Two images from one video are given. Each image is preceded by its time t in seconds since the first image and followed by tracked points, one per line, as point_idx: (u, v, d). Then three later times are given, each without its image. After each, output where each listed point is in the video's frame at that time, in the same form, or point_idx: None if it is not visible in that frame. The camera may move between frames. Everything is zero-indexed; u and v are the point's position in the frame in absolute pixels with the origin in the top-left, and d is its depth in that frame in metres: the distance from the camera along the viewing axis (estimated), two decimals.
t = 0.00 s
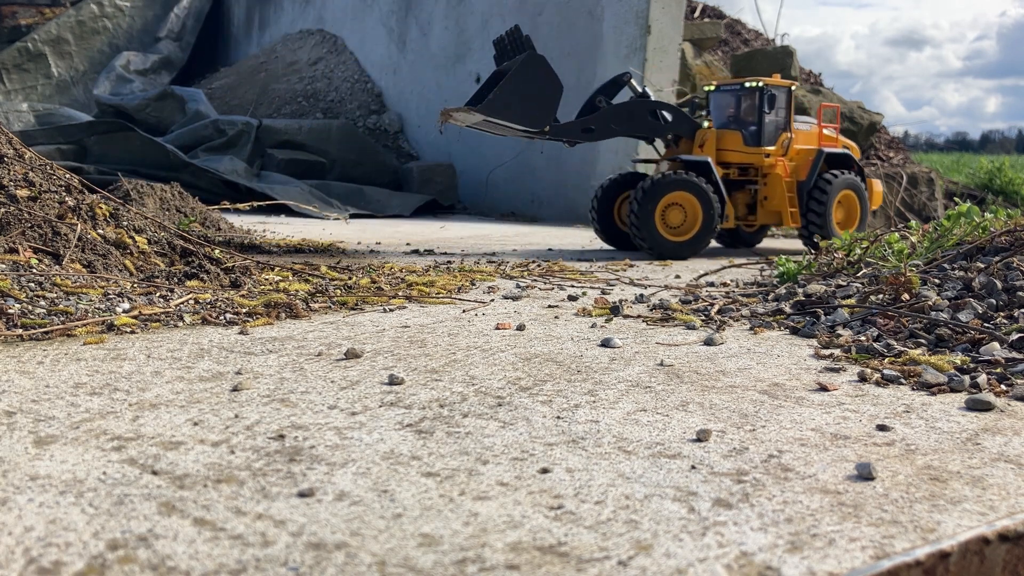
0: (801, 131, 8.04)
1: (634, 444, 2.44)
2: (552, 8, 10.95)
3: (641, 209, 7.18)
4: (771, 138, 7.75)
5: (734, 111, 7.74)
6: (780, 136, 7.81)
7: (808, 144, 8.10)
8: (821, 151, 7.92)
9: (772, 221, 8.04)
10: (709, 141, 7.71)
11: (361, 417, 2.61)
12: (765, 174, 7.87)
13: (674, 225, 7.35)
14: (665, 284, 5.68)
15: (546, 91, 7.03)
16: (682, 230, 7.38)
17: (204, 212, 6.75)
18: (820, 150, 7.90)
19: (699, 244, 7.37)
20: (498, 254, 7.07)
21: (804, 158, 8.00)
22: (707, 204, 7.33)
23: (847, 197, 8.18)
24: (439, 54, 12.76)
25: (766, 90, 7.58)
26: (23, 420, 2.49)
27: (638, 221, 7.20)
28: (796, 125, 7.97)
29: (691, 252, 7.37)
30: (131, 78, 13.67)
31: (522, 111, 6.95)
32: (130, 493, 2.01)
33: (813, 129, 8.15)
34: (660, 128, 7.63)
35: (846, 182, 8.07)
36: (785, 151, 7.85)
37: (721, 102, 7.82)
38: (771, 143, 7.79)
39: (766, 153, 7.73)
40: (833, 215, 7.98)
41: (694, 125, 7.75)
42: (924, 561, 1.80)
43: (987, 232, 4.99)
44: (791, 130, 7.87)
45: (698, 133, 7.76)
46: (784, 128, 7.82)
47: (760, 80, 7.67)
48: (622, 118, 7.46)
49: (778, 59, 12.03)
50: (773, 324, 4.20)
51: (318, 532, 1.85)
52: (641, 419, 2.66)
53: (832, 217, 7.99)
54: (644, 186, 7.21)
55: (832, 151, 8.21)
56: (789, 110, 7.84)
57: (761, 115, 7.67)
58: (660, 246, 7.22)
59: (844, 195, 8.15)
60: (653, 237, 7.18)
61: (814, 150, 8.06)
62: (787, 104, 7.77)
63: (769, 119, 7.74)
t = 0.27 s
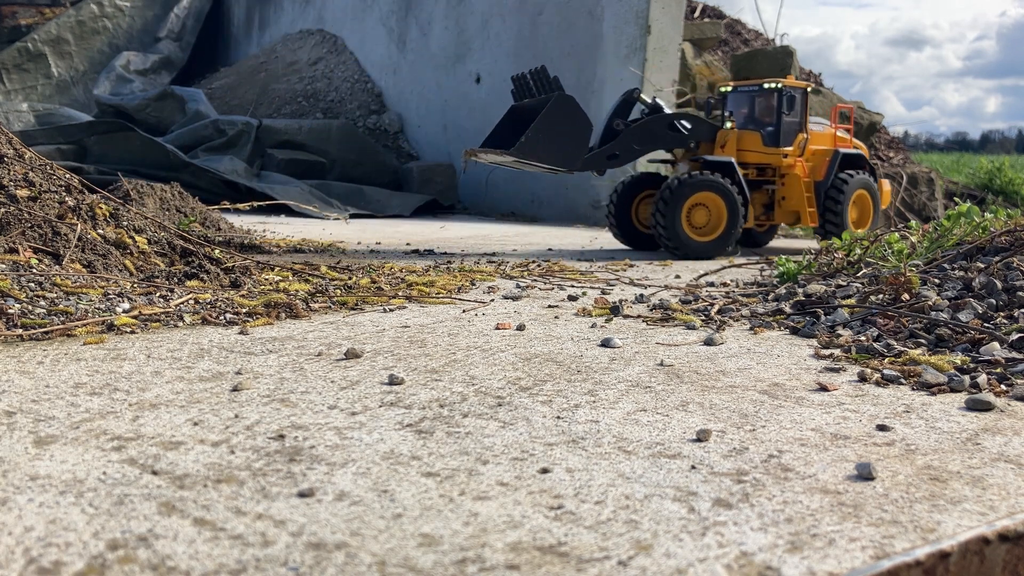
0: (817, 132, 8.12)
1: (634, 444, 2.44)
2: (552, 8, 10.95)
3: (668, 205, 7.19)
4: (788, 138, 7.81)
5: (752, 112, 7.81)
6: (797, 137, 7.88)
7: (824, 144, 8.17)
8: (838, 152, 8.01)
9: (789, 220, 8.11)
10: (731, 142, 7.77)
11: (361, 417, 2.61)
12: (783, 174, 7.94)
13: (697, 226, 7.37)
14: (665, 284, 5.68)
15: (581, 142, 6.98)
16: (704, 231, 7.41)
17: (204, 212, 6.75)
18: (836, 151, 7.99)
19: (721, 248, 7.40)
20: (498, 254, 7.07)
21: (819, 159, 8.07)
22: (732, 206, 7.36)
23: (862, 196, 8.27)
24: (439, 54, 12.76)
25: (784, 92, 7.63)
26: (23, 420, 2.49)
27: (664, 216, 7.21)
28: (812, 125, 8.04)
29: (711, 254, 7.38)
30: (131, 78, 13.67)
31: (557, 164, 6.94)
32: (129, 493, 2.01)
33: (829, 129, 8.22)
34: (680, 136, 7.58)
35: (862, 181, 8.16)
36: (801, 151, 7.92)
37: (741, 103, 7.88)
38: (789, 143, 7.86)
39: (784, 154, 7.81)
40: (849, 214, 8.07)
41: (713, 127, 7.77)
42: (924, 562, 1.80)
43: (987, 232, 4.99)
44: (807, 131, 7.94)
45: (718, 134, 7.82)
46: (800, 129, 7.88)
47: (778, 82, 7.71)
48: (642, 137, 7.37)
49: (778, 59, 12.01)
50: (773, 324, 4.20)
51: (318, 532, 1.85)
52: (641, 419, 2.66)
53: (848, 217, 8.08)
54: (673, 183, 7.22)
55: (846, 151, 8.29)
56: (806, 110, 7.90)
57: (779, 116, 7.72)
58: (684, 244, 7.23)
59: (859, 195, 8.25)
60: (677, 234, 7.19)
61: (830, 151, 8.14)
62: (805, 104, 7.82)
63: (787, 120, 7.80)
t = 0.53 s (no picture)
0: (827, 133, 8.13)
1: (634, 444, 2.44)
2: (552, 8, 10.95)
3: (689, 198, 7.19)
4: (800, 138, 7.82)
5: (762, 112, 7.82)
6: (808, 137, 7.89)
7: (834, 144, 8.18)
8: (848, 152, 8.03)
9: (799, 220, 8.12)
10: (744, 142, 7.71)
11: (361, 417, 2.61)
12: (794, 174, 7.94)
13: (713, 226, 7.39)
14: (665, 284, 5.68)
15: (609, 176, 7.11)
16: (717, 233, 7.43)
17: (204, 212, 6.75)
18: (846, 151, 8.01)
19: (731, 252, 7.40)
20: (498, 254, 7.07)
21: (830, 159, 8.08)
22: (751, 213, 7.39)
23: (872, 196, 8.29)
24: (439, 53, 12.77)
25: (795, 92, 7.66)
26: (23, 420, 2.49)
27: (682, 209, 7.21)
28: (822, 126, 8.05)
29: (725, 255, 7.37)
30: (131, 78, 13.67)
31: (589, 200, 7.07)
32: (130, 493, 2.01)
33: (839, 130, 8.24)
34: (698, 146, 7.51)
35: (871, 182, 8.18)
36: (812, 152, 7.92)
37: (752, 104, 7.88)
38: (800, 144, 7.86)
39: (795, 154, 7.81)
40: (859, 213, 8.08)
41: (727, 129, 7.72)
42: (924, 561, 1.80)
43: (987, 232, 4.99)
44: (818, 131, 7.95)
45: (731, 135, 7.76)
46: (812, 129, 7.90)
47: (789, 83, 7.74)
48: (659, 154, 7.35)
49: (778, 58, 11.99)
50: (773, 324, 4.20)
51: (318, 532, 1.85)
52: (641, 419, 2.66)
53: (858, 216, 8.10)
54: (697, 178, 7.24)
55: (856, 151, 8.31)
56: (817, 111, 7.91)
57: (790, 117, 7.75)
58: (697, 242, 7.23)
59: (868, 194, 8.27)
60: (692, 229, 7.19)
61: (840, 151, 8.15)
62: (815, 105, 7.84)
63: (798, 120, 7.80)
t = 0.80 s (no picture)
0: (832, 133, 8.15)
1: (634, 444, 2.44)
2: (552, 8, 10.96)
3: (701, 192, 7.18)
4: (806, 138, 7.82)
5: (767, 113, 7.81)
6: (814, 137, 7.89)
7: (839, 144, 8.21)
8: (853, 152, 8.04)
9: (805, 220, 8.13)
10: (752, 143, 7.73)
11: (361, 417, 2.61)
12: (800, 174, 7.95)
13: (718, 225, 7.39)
14: (665, 284, 5.68)
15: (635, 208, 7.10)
16: (722, 232, 7.44)
17: (204, 212, 6.76)
18: (851, 151, 8.02)
19: (734, 254, 7.41)
20: (498, 254, 7.06)
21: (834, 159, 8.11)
22: (759, 220, 7.42)
23: (876, 196, 8.33)
24: (439, 53, 12.77)
25: (801, 92, 7.62)
26: (23, 420, 2.49)
27: (692, 202, 7.20)
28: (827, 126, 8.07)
29: (728, 254, 7.37)
30: (131, 78, 13.67)
31: (620, 233, 7.06)
32: (130, 493, 2.01)
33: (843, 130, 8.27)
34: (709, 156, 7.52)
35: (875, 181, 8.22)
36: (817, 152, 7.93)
37: (757, 106, 7.87)
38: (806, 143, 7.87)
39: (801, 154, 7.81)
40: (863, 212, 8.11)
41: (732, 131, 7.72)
42: (924, 561, 1.80)
43: (987, 232, 4.99)
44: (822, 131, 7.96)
45: (737, 136, 7.78)
46: (817, 129, 7.90)
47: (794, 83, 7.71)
48: (671, 170, 7.43)
49: (778, 58, 12.00)
50: (773, 324, 4.20)
51: (318, 532, 1.85)
52: (641, 419, 2.66)
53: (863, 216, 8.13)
54: (711, 175, 7.25)
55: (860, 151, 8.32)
56: (822, 110, 7.91)
57: (796, 117, 7.73)
58: (703, 238, 7.21)
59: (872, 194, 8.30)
60: (700, 225, 7.18)
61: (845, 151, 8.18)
62: (820, 105, 7.85)
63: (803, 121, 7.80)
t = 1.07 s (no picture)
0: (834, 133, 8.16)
1: (634, 444, 2.44)
2: (552, 8, 10.95)
3: (703, 191, 7.15)
4: (807, 138, 7.83)
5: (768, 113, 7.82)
6: (815, 137, 7.90)
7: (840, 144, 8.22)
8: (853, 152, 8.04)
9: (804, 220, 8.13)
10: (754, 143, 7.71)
11: (361, 417, 2.61)
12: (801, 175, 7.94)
13: (718, 225, 7.38)
14: (665, 284, 5.68)
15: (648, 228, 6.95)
16: (720, 232, 7.44)
17: (204, 212, 6.76)
18: (852, 151, 8.02)
19: (732, 253, 7.41)
20: (499, 254, 7.06)
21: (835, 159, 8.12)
22: (757, 220, 7.43)
23: (876, 196, 8.34)
24: (438, 53, 12.77)
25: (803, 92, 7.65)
26: (23, 420, 2.49)
27: (693, 201, 7.16)
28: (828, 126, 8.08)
29: (727, 253, 7.37)
30: (131, 78, 13.67)
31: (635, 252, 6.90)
32: (130, 493, 2.01)
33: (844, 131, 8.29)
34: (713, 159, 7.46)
35: (876, 181, 8.23)
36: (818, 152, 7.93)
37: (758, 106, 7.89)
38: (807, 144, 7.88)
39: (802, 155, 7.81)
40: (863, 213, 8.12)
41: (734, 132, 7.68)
42: (924, 561, 1.80)
43: (987, 232, 4.99)
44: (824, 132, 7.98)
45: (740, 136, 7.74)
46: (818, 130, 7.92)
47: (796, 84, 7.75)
48: (677, 180, 7.48)
49: (778, 59, 12.01)
50: (773, 324, 4.20)
51: (319, 532, 1.85)
52: (640, 419, 2.66)
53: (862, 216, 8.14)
54: (714, 175, 7.22)
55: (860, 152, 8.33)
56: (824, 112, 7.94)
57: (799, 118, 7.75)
58: (703, 237, 7.19)
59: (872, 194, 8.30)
60: (701, 224, 7.15)
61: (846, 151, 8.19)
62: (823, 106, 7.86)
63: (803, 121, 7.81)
